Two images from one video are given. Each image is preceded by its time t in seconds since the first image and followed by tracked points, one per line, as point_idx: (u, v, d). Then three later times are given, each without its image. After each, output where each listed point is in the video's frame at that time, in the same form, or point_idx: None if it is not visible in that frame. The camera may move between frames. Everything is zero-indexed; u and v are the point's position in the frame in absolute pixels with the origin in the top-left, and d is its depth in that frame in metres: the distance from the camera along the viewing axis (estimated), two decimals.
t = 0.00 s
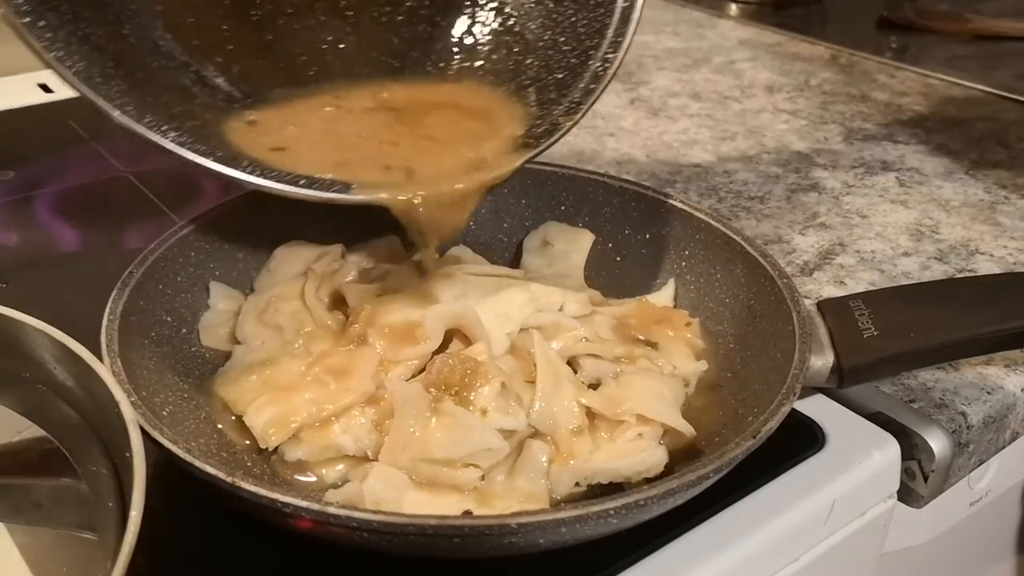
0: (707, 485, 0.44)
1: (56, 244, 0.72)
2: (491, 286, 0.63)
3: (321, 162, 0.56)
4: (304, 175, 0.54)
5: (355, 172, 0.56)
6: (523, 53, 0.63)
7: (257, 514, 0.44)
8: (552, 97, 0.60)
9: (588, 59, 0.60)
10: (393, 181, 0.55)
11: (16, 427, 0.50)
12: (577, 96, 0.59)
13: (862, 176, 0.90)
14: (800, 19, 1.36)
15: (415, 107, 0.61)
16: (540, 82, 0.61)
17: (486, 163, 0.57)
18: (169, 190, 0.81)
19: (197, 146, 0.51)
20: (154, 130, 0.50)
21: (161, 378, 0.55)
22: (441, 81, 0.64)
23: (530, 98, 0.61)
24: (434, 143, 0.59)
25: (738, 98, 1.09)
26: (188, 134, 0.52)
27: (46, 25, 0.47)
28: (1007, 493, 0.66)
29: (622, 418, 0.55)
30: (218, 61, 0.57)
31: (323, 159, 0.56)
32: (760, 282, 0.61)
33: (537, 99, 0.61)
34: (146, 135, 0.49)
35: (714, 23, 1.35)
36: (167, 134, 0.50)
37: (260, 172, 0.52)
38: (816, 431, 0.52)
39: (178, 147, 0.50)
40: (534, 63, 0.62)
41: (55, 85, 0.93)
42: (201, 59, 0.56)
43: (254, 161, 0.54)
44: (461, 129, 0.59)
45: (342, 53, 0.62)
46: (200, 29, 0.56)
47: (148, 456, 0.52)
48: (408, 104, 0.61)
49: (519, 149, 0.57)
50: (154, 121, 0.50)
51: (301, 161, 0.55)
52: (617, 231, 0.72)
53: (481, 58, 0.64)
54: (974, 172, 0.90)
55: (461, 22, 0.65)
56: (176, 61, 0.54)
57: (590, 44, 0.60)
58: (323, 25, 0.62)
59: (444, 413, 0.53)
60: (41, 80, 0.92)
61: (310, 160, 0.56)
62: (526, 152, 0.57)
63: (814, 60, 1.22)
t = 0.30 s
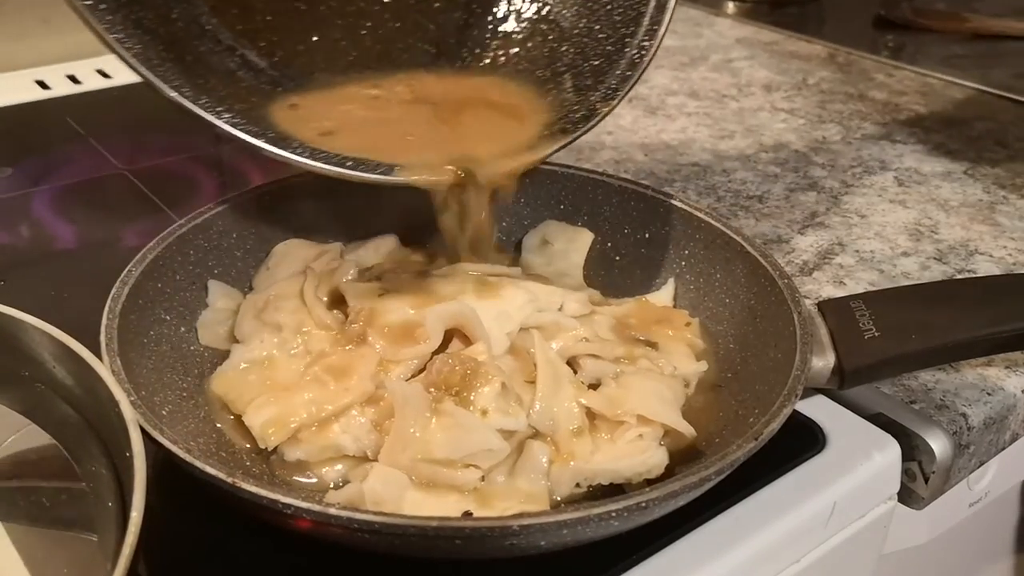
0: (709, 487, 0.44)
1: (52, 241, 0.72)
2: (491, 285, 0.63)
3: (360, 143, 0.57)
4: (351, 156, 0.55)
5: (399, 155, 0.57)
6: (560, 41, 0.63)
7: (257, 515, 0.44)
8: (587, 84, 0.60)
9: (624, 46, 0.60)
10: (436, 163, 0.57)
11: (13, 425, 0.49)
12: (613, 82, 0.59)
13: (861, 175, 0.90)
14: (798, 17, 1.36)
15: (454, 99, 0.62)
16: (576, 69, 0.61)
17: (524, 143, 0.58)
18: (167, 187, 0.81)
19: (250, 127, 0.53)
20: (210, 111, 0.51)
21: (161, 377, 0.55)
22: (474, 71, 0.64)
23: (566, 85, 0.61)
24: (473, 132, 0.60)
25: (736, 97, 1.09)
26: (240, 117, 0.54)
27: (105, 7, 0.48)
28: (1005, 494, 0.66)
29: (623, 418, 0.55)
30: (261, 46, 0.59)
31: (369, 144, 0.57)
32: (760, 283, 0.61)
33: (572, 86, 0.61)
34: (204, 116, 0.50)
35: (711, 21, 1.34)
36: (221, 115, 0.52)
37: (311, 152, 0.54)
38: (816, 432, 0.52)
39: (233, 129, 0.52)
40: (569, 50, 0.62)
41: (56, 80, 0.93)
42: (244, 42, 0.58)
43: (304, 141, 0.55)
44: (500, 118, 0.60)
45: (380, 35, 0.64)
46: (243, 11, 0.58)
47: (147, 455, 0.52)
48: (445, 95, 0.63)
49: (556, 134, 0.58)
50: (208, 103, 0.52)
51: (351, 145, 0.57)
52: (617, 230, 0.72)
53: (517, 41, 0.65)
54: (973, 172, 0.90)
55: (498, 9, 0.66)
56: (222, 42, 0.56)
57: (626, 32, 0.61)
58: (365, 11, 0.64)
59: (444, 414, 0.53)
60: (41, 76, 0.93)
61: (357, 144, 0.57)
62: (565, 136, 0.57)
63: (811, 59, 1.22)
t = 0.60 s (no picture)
0: (708, 488, 0.44)
1: (50, 239, 0.72)
2: (490, 284, 0.63)
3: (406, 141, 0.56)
4: (408, 156, 0.54)
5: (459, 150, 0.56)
6: (603, 41, 0.64)
7: (256, 515, 0.44)
8: (634, 82, 0.61)
9: (669, 45, 0.61)
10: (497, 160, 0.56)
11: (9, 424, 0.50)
12: (661, 81, 0.59)
13: (861, 175, 0.89)
14: (798, 17, 1.36)
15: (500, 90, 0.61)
16: (621, 69, 0.62)
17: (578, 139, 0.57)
18: (164, 185, 0.80)
19: (306, 127, 0.52)
20: (267, 110, 0.51)
21: (159, 376, 0.55)
22: (519, 63, 0.64)
23: (611, 83, 0.61)
24: (523, 125, 0.59)
25: (736, 97, 1.09)
26: (297, 116, 0.53)
27: (166, 10, 0.49)
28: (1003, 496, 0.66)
29: (622, 419, 0.55)
30: (306, 46, 0.58)
31: (429, 145, 0.56)
32: (761, 283, 0.61)
33: (619, 84, 0.61)
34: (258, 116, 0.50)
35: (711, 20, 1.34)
36: (278, 115, 0.51)
37: (366, 153, 0.53)
38: (816, 433, 0.52)
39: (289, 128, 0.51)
40: (614, 49, 0.63)
41: (54, 78, 0.93)
42: (290, 41, 0.57)
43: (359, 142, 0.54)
44: (547, 114, 0.60)
45: (421, 35, 0.63)
46: (289, 12, 0.57)
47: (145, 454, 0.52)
48: (493, 85, 0.62)
49: (609, 132, 0.57)
50: (267, 103, 0.52)
51: (412, 146, 0.56)
52: (616, 230, 0.72)
53: (559, 39, 0.66)
54: (973, 173, 0.90)
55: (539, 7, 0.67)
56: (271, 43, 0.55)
57: (671, 31, 0.61)
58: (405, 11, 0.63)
59: (443, 414, 0.53)
60: (40, 73, 0.92)
61: (416, 144, 0.56)
62: (618, 135, 0.57)
63: (812, 59, 1.21)
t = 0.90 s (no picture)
0: (706, 487, 0.44)
1: (50, 239, 0.72)
2: (488, 282, 0.63)
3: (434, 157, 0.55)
4: (448, 185, 0.52)
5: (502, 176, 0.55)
6: (636, 57, 0.63)
7: (252, 515, 0.44)
8: (674, 99, 0.60)
9: (708, 59, 0.60)
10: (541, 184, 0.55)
11: (9, 424, 0.48)
12: (703, 97, 0.58)
13: (861, 175, 0.89)
14: (799, 17, 1.36)
15: (534, 119, 0.61)
16: (657, 86, 0.61)
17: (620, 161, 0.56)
18: (164, 184, 0.80)
19: (342, 157, 0.50)
20: (299, 139, 0.49)
21: (157, 376, 0.55)
22: (549, 92, 0.64)
23: (648, 101, 0.61)
24: (562, 152, 0.58)
25: (737, 97, 1.08)
26: (329, 144, 0.52)
27: (185, 32, 0.47)
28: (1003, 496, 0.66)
29: (620, 419, 0.55)
30: (325, 70, 0.56)
31: (473, 172, 0.55)
32: (760, 283, 0.61)
33: (657, 102, 0.60)
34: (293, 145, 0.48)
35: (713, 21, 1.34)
36: (311, 144, 0.49)
37: (407, 182, 0.50)
38: (815, 433, 0.52)
39: (325, 157, 0.49)
40: (648, 66, 0.62)
41: (55, 77, 0.93)
42: (307, 64, 0.55)
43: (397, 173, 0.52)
44: (584, 140, 0.59)
45: (442, 55, 0.62)
46: (305, 32, 0.55)
47: (141, 453, 0.52)
48: (529, 116, 0.61)
49: (652, 154, 0.56)
50: (297, 131, 0.50)
51: (455, 171, 0.54)
52: (616, 230, 0.72)
53: (587, 56, 0.65)
54: (974, 173, 0.90)
55: (563, 24, 0.65)
56: (288, 66, 0.53)
57: (708, 44, 0.60)
58: (427, 31, 0.62)
59: (441, 413, 0.53)
60: (40, 73, 0.93)
61: (457, 169, 0.55)
62: (664, 157, 0.56)
63: (813, 59, 1.21)
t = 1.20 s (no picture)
0: (703, 486, 0.44)
1: (51, 239, 0.72)
2: (487, 283, 0.63)
3: (448, 191, 0.56)
4: (477, 224, 0.50)
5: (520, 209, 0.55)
6: (657, 76, 0.63)
7: (251, 513, 0.44)
8: (704, 119, 0.59)
9: (737, 76, 0.59)
10: (566, 217, 0.54)
11: (10, 424, 0.49)
12: (736, 115, 0.57)
13: (861, 176, 0.89)
14: (801, 19, 1.36)
15: (551, 149, 0.61)
16: (683, 107, 0.61)
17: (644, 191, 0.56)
18: (165, 184, 0.81)
19: (364, 196, 0.47)
20: (318, 177, 0.46)
21: (156, 376, 0.55)
22: (566, 119, 0.64)
23: (675, 122, 0.60)
24: (587, 183, 0.57)
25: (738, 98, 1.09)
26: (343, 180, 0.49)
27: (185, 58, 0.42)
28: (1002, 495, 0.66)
29: (618, 418, 0.55)
30: (324, 95, 0.55)
31: (494, 208, 0.55)
32: (760, 282, 0.61)
33: (685, 123, 0.60)
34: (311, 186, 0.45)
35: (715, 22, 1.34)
36: (332, 183, 0.47)
37: (434, 222, 0.48)
38: (813, 433, 0.52)
39: (346, 199, 0.46)
40: (670, 84, 0.62)
41: (57, 78, 0.93)
42: (306, 89, 0.54)
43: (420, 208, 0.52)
44: (608, 168, 0.58)
45: (444, 74, 0.63)
46: (302, 56, 0.54)
47: (140, 453, 0.52)
48: (546, 146, 0.61)
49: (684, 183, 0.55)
50: (314, 168, 0.47)
51: (471, 205, 0.55)
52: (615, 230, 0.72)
53: (601, 74, 0.65)
54: (974, 174, 0.90)
55: (571, 40, 0.65)
56: (286, 92, 0.52)
57: (736, 60, 0.59)
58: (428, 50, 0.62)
59: (440, 413, 0.53)
60: (42, 74, 0.93)
61: (472, 204, 0.55)
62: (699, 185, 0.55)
63: (815, 61, 1.21)
